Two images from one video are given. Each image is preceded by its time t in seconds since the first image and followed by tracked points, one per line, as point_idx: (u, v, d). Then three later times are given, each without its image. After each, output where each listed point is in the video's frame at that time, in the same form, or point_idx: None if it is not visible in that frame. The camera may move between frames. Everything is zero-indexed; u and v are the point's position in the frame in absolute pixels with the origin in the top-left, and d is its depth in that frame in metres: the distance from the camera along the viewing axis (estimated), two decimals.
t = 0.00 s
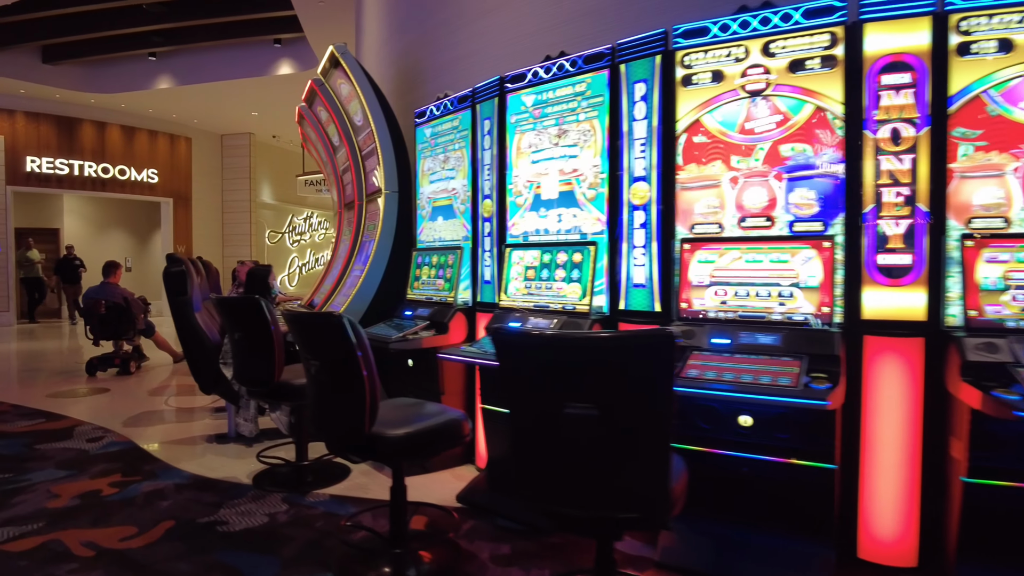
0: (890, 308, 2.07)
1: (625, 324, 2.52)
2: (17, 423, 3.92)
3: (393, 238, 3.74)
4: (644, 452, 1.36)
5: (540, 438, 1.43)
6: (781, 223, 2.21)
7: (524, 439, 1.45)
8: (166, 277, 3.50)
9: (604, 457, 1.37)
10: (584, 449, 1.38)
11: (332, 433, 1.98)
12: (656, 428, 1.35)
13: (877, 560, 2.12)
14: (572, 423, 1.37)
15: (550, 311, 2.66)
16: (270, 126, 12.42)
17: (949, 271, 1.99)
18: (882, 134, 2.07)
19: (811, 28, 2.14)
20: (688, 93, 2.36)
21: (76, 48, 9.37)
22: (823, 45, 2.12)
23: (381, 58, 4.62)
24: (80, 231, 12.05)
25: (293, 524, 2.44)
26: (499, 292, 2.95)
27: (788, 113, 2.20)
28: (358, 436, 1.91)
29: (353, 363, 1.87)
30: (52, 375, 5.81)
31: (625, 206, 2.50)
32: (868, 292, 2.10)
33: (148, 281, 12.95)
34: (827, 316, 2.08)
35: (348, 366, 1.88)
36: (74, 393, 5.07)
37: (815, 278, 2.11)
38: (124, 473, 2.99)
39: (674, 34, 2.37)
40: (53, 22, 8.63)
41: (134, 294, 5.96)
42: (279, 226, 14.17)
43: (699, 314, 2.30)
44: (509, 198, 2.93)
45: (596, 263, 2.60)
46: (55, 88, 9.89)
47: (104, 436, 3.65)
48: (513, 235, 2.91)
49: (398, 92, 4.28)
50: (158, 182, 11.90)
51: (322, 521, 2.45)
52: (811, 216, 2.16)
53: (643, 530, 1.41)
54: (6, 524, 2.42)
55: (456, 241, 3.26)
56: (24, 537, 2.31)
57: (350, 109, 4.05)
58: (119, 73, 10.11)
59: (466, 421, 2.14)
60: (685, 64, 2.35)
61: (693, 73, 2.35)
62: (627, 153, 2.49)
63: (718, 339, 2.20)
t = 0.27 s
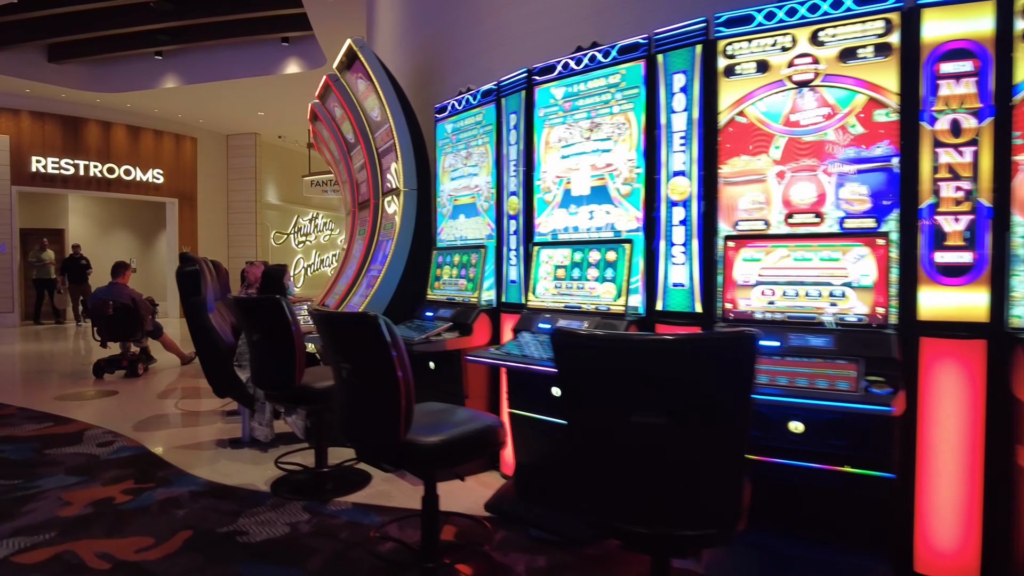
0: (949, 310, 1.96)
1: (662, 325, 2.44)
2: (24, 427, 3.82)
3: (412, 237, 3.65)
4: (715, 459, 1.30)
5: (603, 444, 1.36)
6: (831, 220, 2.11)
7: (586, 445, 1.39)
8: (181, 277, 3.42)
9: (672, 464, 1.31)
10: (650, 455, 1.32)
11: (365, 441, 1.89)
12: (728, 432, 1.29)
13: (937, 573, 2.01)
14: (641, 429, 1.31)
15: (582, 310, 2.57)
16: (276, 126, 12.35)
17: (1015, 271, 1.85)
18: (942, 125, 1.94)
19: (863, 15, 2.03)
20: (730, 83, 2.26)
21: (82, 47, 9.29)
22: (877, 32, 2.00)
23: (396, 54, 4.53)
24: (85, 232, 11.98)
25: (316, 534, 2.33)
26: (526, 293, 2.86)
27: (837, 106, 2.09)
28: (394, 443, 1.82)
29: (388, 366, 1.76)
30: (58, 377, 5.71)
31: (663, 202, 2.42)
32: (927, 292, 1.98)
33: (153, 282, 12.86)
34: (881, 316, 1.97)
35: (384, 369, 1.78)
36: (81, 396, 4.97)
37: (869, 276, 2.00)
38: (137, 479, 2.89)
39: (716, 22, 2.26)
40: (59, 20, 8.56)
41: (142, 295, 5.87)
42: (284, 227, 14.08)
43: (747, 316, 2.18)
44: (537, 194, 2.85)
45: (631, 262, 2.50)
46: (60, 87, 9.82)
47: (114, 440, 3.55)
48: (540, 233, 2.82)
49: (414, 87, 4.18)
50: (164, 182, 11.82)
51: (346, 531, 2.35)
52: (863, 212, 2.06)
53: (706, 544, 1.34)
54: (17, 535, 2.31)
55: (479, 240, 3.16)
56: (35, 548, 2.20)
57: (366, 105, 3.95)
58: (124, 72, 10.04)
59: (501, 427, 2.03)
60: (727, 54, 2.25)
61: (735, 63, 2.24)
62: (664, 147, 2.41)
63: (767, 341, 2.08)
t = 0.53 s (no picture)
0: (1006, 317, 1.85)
1: (700, 334, 2.34)
2: (32, 434, 3.73)
3: (431, 241, 3.59)
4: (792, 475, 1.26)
5: (673, 457, 1.32)
6: (879, 224, 2.02)
7: (653, 457, 1.35)
8: (193, 281, 3.19)
9: (746, 481, 1.26)
10: (721, 471, 1.27)
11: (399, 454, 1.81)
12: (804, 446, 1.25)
13: None
14: (714, 445, 1.27)
15: (615, 317, 2.48)
16: (280, 128, 12.28)
17: None
18: (999, 126, 1.86)
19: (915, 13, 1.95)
20: (773, 83, 2.19)
21: (85, 48, 9.22)
22: (929, 30, 1.93)
23: (410, 55, 4.45)
24: (87, 234, 11.88)
25: (343, 548, 2.25)
26: (552, 298, 2.79)
27: (883, 108, 2.02)
28: (434, 458, 1.73)
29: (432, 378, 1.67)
30: (63, 383, 5.62)
31: (701, 205, 2.34)
32: (983, 301, 1.88)
33: (155, 285, 12.76)
34: (932, 324, 1.90)
35: (423, 381, 1.69)
36: (87, 402, 4.88)
37: (921, 282, 1.92)
38: (151, 490, 2.80)
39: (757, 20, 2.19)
40: (63, 21, 8.49)
41: (148, 298, 5.78)
42: (287, 229, 13.99)
43: (792, 323, 2.12)
44: (564, 197, 2.77)
45: (665, 266, 2.41)
46: (64, 88, 9.74)
47: (125, 449, 3.46)
48: (568, 237, 2.74)
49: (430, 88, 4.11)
50: (167, 184, 11.74)
51: (373, 545, 2.27)
52: (913, 216, 1.98)
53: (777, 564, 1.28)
54: (31, 550, 2.22)
55: (502, 243, 3.08)
56: (51, 565, 2.12)
57: (382, 105, 3.86)
58: (128, 73, 9.96)
59: (539, 439, 1.95)
60: (769, 53, 2.19)
61: (778, 63, 2.18)
62: (702, 148, 2.33)
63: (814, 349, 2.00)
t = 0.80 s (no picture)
0: None
1: (732, 336, 2.27)
2: (34, 439, 3.64)
3: (445, 240, 3.51)
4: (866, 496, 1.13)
5: (735, 476, 1.21)
6: (922, 223, 1.94)
7: (711, 478, 1.24)
8: (201, 283, 3.14)
9: (819, 500, 1.14)
10: (795, 491, 1.16)
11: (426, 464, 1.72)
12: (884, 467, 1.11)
13: None
14: (782, 463, 1.15)
15: (643, 321, 2.40)
16: (280, 128, 12.18)
17: None
18: None
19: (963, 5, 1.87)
20: (810, 79, 2.13)
21: (84, 47, 9.13)
22: (977, 22, 1.85)
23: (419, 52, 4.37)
24: (85, 235, 11.77)
25: (363, 560, 2.16)
26: (574, 300, 2.71)
27: (925, 105, 1.95)
28: (464, 468, 1.63)
29: (467, 384, 1.58)
30: (64, 386, 5.52)
31: (733, 203, 2.26)
32: None
33: (154, 286, 12.65)
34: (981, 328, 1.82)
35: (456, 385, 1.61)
36: (90, 405, 4.79)
37: (969, 284, 1.84)
38: (160, 498, 2.71)
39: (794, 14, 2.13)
40: (62, 19, 8.39)
41: (151, 300, 5.68)
42: (287, 230, 13.89)
43: (831, 326, 2.05)
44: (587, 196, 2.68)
45: (694, 267, 2.34)
46: (63, 87, 9.64)
47: (130, 454, 3.37)
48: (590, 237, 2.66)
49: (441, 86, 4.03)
50: (166, 184, 11.63)
51: (394, 556, 2.18)
52: (958, 215, 1.89)
53: None
54: (37, 562, 2.13)
55: (521, 244, 3.00)
56: None
57: (394, 102, 3.77)
58: (128, 72, 9.87)
59: (572, 448, 1.85)
60: (805, 47, 2.12)
61: (816, 58, 2.12)
62: (734, 146, 2.27)
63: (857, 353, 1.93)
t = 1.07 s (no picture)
0: None
1: (773, 334, 2.16)
2: (34, 442, 3.51)
3: (460, 236, 3.39)
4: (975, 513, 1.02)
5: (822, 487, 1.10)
6: (980, 214, 1.82)
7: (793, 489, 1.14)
8: (208, 280, 2.97)
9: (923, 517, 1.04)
10: (895, 507, 1.05)
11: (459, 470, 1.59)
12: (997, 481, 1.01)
13: None
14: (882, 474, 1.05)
15: (678, 318, 2.28)
16: (280, 126, 12.04)
17: None
18: None
19: None
20: (857, 63, 2.01)
21: (83, 42, 8.98)
22: None
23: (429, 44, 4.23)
24: (83, 234, 11.61)
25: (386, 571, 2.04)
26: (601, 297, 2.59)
27: (982, 89, 1.82)
28: (506, 474, 1.51)
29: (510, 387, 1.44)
30: (63, 387, 5.38)
31: (774, 195, 2.17)
32: None
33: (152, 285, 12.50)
34: None
35: (496, 388, 1.46)
36: (90, 407, 4.65)
37: None
38: (167, 505, 2.59)
39: None
40: (60, 13, 8.24)
41: (152, 299, 5.54)
42: (287, 229, 13.75)
43: (883, 323, 1.93)
44: (614, 188, 2.55)
45: (733, 262, 2.23)
46: (60, 83, 9.49)
47: (134, 458, 3.24)
48: (619, 231, 2.53)
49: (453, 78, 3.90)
50: (165, 182, 11.48)
51: (418, 567, 2.06)
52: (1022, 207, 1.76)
53: None
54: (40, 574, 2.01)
55: (543, 239, 2.87)
56: None
57: (406, 94, 3.63)
58: (126, 68, 9.72)
59: (613, 453, 1.72)
60: (852, 29, 2.00)
61: (863, 40, 1.99)
62: (775, 134, 2.17)
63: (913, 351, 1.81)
